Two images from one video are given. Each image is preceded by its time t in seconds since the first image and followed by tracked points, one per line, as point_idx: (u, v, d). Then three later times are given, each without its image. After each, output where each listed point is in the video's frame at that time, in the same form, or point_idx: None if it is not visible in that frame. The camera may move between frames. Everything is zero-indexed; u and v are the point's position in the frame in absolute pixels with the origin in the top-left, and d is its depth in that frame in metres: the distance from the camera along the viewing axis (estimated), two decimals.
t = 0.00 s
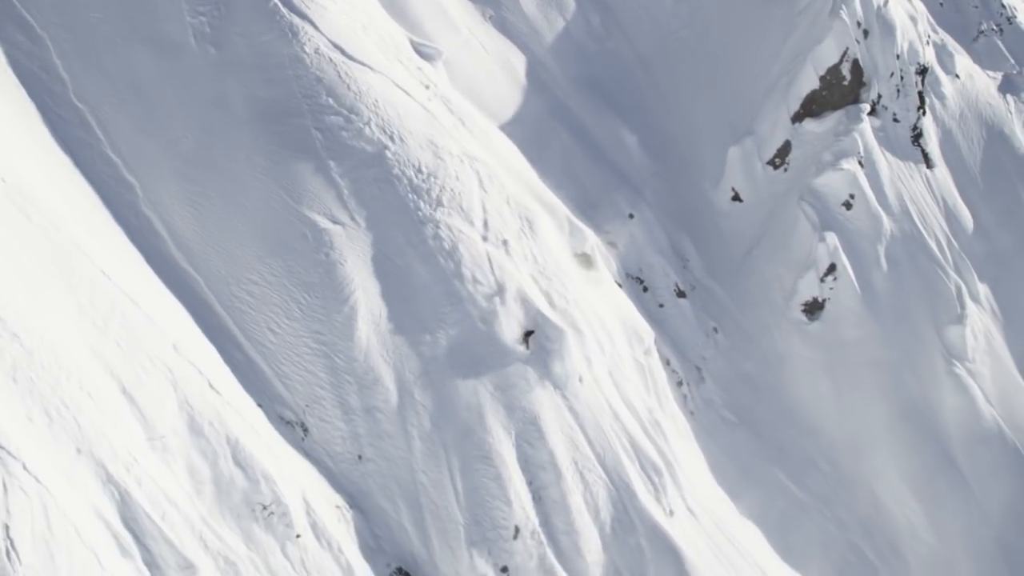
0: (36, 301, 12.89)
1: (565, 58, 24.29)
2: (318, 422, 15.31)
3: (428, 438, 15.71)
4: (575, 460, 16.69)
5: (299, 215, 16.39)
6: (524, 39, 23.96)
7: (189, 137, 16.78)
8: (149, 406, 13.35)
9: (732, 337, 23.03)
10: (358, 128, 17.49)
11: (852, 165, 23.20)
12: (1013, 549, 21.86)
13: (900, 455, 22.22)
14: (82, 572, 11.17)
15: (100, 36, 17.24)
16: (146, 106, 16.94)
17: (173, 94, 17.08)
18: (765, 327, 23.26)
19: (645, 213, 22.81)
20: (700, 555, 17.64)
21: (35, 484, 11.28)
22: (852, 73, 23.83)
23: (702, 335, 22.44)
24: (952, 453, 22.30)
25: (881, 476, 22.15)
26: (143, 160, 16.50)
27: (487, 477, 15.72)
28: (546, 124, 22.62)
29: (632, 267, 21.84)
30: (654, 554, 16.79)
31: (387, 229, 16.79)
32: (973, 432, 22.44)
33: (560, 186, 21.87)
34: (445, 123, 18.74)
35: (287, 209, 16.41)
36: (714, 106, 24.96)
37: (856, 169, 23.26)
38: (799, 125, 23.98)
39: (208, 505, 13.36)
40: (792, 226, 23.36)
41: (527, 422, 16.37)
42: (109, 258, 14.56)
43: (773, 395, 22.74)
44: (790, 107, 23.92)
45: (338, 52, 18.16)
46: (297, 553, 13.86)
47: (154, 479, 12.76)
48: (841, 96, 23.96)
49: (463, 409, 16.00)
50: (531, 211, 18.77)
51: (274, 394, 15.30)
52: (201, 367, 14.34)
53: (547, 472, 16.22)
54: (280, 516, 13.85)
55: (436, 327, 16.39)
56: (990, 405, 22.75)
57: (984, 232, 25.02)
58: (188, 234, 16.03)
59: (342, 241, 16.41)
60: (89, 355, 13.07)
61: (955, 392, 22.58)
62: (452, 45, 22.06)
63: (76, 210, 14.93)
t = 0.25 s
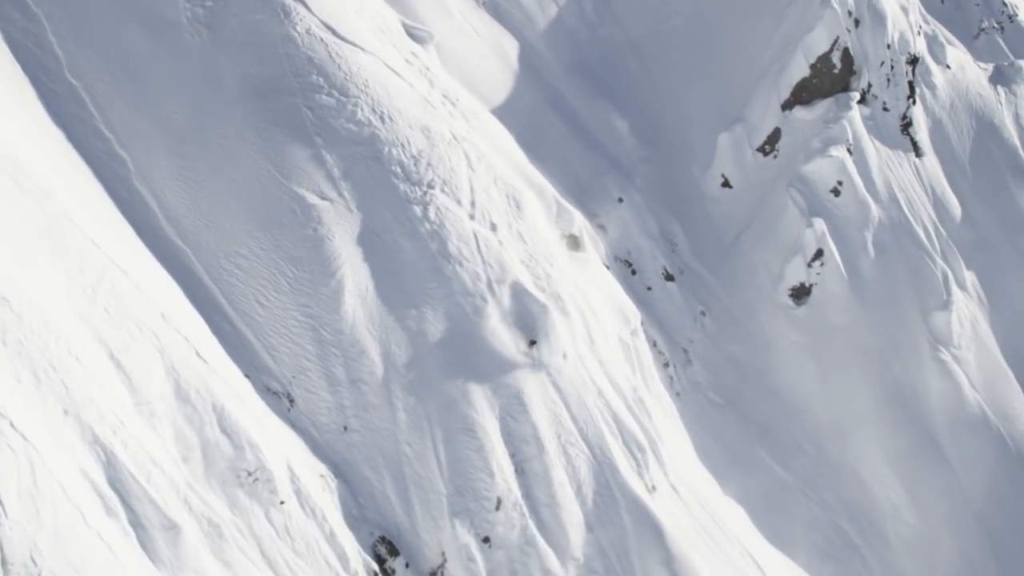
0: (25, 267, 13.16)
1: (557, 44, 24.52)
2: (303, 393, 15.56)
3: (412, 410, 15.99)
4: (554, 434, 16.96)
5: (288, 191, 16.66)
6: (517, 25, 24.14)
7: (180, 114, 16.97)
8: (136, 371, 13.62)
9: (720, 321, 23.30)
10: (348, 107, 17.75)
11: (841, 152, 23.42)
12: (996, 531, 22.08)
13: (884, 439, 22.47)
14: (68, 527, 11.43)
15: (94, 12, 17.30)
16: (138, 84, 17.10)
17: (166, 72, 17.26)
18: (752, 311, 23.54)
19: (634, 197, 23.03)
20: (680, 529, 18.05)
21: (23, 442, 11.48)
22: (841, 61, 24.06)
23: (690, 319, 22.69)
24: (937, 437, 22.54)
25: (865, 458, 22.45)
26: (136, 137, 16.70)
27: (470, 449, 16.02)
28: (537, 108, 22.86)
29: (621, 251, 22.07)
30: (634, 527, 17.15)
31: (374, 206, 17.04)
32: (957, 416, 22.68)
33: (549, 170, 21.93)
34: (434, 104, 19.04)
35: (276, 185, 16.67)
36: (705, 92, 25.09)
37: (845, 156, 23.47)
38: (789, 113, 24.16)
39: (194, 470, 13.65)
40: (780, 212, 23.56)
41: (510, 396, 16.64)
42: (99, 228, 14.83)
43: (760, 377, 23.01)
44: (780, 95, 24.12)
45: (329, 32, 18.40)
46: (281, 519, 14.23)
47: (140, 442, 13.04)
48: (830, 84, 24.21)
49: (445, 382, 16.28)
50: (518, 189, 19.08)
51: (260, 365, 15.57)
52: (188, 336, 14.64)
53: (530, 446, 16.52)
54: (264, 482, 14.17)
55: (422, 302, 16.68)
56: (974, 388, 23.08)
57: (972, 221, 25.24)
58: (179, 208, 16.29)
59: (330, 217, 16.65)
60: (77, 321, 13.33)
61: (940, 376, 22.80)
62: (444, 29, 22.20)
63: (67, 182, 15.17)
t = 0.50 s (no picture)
0: (15, 235, 13.34)
1: (548, 30, 24.80)
2: (288, 366, 15.82)
3: (395, 384, 16.27)
4: (548, 411, 17.44)
5: (276, 168, 16.91)
6: (508, 12, 24.37)
7: (171, 92, 17.17)
8: (122, 340, 13.86)
9: (707, 305, 23.61)
10: (337, 87, 18.00)
11: (828, 140, 23.62)
12: (976, 513, 22.44)
13: (867, 422, 22.81)
14: (53, 486, 11.66)
15: None
16: (130, 62, 17.26)
17: (157, 50, 17.44)
18: (739, 296, 23.82)
19: (622, 182, 23.24)
20: (661, 506, 18.33)
21: (10, 404, 11.70)
22: (830, 50, 24.23)
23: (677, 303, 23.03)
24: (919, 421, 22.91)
25: (846, 441, 22.78)
26: (127, 114, 16.88)
27: (452, 423, 16.32)
28: (527, 93, 23.07)
29: (608, 235, 22.30)
30: (614, 503, 17.44)
31: (361, 184, 17.31)
32: (940, 401, 22.97)
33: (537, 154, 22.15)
34: (422, 86, 19.37)
35: (264, 162, 16.92)
36: (695, 79, 25.33)
37: (832, 143, 23.68)
38: (778, 100, 24.37)
39: (179, 437, 13.90)
40: (767, 198, 23.76)
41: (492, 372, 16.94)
42: (88, 200, 15.05)
43: (744, 360, 23.30)
44: (769, 83, 24.36)
45: (319, 14, 18.67)
46: (264, 487, 14.52)
47: (126, 408, 13.30)
48: (819, 72, 24.37)
49: (428, 357, 16.64)
50: (505, 169, 19.43)
51: (246, 338, 15.81)
52: (175, 307, 14.88)
53: (512, 421, 16.84)
54: (248, 452, 14.44)
55: (407, 279, 16.98)
56: (957, 374, 23.33)
57: (958, 211, 25.44)
58: (168, 183, 16.51)
59: (317, 194, 16.93)
60: (65, 289, 13.55)
61: (924, 362, 23.06)
62: (435, 14, 22.36)
63: (56, 154, 15.37)
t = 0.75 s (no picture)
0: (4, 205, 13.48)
1: (536, 17, 25.17)
2: (271, 339, 16.12)
3: (377, 358, 16.55)
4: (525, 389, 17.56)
5: (261, 146, 17.17)
6: None
7: (160, 70, 17.36)
8: (107, 310, 14.11)
9: (691, 289, 23.80)
10: (322, 67, 18.31)
11: (812, 126, 23.91)
12: (956, 499, 22.51)
13: (849, 406, 23.01)
14: (36, 449, 11.89)
15: None
16: (119, 40, 17.37)
17: (146, 29, 17.60)
18: (723, 281, 24.04)
19: (608, 166, 23.45)
20: (641, 484, 18.56)
21: None
22: (816, 38, 24.50)
23: (661, 287, 23.22)
24: (899, 405, 23.15)
25: (828, 425, 22.98)
26: (115, 93, 17.00)
27: (433, 397, 16.62)
28: (514, 77, 23.31)
29: (594, 220, 22.55)
30: (593, 479, 17.76)
31: (345, 163, 17.61)
32: (920, 385, 23.27)
33: (524, 136, 22.35)
34: (408, 68, 19.74)
35: (250, 140, 17.19)
36: (682, 67, 25.68)
37: (816, 130, 23.95)
38: (763, 88, 24.62)
39: (162, 406, 14.16)
40: (752, 184, 23.92)
41: (473, 348, 17.23)
42: (75, 174, 15.24)
43: (728, 344, 23.53)
44: (755, 70, 24.59)
45: None
46: (246, 457, 14.81)
47: (110, 376, 13.57)
48: (804, 60, 24.66)
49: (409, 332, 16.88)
50: (489, 151, 19.80)
51: (230, 311, 16.09)
52: (159, 280, 15.16)
53: (492, 396, 17.10)
54: (230, 421, 14.73)
55: (390, 256, 17.26)
56: (938, 359, 23.60)
57: (942, 199, 25.70)
58: (155, 160, 16.71)
59: (302, 172, 17.20)
60: (50, 259, 13.76)
61: (904, 345, 23.39)
62: None
63: (43, 126, 15.49)
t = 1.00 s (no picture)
0: None
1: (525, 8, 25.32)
2: (258, 323, 16.40)
3: (362, 341, 16.78)
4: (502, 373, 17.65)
5: (250, 132, 17.45)
6: None
7: (149, 58, 17.65)
8: (95, 290, 14.35)
9: (679, 281, 23.92)
10: (310, 55, 18.59)
11: (799, 118, 24.14)
12: (939, 485, 22.83)
13: (835, 395, 23.14)
14: (23, 422, 12.13)
15: None
16: (110, 29, 17.63)
17: (136, 18, 17.84)
18: (711, 271, 24.25)
19: (595, 157, 23.68)
20: (625, 468, 18.80)
21: None
22: (803, 31, 24.86)
23: (649, 277, 23.36)
24: (884, 393, 23.31)
25: (814, 414, 23.13)
26: (107, 81, 17.24)
27: (418, 379, 16.90)
28: (502, 68, 23.54)
29: (581, 210, 22.74)
30: (576, 462, 18.08)
31: (332, 149, 17.88)
32: (905, 373, 23.46)
33: (513, 126, 22.58)
34: (394, 56, 20.12)
35: (239, 126, 17.46)
36: (671, 59, 25.95)
37: (803, 121, 24.18)
38: (750, 80, 24.90)
39: (149, 385, 14.42)
40: (739, 174, 24.09)
41: (458, 332, 17.54)
42: (65, 158, 15.49)
43: (715, 333, 23.68)
44: (742, 62, 24.91)
45: None
46: (232, 437, 15.08)
47: (97, 354, 13.82)
48: (791, 52, 24.98)
49: (395, 315, 17.12)
50: (475, 138, 20.34)
51: (218, 295, 16.36)
52: (147, 262, 15.44)
53: (478, 379, 17.39)
54: (217, 401, 15.01)
55: (376, 241, 17.51)
56: (924, 348, 23.84)
57: (928, 189, 25.95)
58: (145, 147, 16.98)
59: (290, 158, 17.48)
60: (39, 239, 14.00)
61: (890, 334, 23.56)
62: None
63: (33, 112, 15.74)
